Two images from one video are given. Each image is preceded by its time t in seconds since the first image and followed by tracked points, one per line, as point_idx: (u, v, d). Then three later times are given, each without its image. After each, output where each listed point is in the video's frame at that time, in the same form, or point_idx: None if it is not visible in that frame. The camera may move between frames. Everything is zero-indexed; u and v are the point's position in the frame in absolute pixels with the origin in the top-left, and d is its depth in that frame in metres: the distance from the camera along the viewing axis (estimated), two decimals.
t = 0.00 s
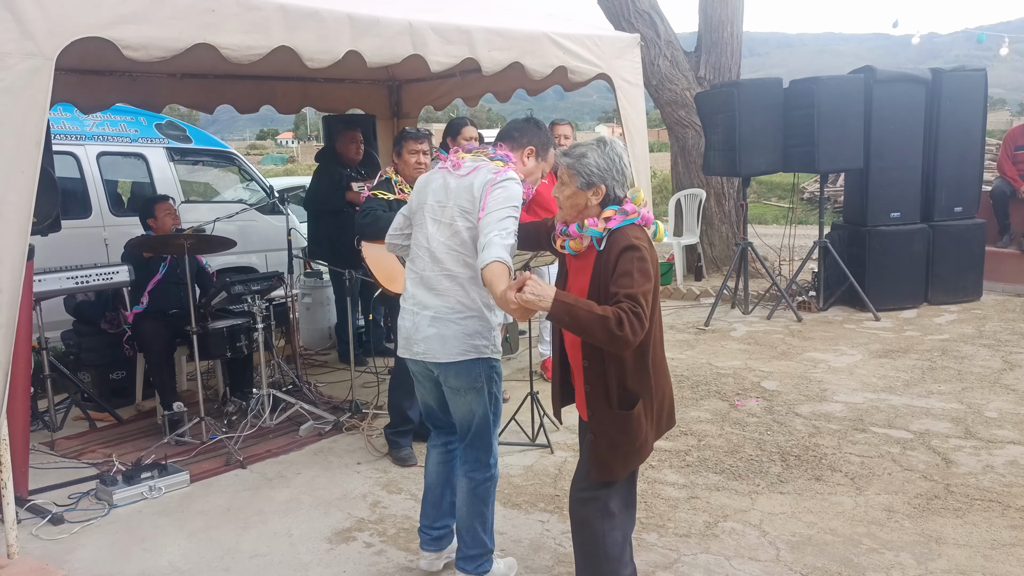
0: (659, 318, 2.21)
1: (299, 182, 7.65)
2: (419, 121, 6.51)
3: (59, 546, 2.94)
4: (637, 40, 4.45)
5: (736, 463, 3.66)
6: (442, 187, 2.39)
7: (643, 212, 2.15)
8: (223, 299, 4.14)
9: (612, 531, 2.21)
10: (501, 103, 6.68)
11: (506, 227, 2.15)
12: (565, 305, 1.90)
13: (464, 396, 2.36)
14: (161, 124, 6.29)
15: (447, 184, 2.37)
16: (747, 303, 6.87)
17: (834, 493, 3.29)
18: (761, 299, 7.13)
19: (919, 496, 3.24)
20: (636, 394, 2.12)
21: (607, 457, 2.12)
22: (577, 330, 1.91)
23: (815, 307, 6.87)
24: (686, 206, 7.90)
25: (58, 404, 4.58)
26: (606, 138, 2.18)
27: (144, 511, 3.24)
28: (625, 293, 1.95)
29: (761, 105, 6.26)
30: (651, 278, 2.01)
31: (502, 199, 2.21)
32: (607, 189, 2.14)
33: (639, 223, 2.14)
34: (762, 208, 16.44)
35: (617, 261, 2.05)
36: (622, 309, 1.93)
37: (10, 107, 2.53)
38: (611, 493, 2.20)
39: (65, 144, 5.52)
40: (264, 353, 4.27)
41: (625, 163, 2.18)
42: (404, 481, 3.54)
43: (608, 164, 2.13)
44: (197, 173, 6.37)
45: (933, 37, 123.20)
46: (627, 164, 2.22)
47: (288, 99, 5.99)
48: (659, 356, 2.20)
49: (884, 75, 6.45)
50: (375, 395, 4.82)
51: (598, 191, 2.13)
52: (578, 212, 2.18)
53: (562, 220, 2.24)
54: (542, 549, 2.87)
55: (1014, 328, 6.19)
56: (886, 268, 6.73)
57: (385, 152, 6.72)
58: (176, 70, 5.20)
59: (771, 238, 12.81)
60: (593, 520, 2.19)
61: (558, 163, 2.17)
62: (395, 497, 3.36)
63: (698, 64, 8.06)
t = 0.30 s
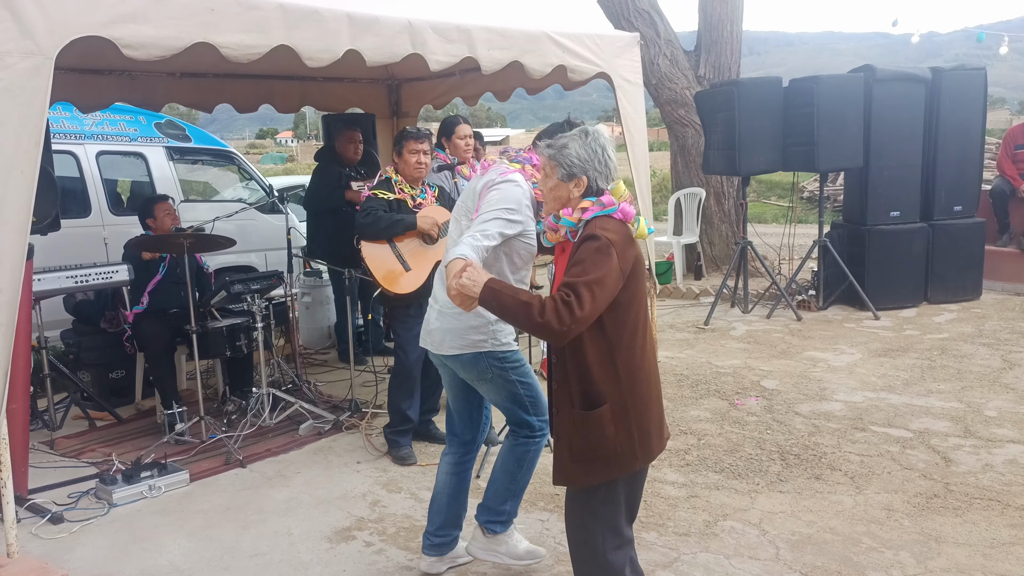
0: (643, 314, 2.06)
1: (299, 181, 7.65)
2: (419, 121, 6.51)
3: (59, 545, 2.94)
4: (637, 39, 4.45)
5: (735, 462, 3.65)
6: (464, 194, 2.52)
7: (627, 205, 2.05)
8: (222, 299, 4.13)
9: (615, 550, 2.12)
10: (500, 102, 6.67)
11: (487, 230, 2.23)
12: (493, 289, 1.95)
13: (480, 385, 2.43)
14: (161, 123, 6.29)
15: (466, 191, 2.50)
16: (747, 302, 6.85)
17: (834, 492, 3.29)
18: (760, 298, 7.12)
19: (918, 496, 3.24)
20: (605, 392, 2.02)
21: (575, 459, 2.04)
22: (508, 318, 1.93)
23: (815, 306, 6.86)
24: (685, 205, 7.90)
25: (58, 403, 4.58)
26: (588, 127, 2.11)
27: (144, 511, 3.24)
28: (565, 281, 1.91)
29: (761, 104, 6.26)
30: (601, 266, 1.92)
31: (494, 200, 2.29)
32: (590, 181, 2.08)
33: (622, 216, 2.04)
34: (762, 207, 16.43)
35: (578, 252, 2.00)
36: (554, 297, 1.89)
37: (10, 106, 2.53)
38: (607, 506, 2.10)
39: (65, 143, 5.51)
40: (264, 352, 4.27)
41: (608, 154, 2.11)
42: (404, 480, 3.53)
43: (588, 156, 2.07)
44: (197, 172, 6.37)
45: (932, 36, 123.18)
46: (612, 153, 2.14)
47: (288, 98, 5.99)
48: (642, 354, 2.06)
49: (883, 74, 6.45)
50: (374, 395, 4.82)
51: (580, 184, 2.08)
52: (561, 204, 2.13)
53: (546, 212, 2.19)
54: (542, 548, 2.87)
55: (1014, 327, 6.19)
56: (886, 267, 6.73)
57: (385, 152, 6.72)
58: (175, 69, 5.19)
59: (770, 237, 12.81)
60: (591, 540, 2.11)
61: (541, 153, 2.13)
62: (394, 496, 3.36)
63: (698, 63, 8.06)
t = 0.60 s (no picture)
0: (609, 316, 2.02)
1: (298, 181, 7.65)
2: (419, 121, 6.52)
3: (58, 546, 2.94)
4: (637, 39, 4.45)
5: (735, 462, 3.65)
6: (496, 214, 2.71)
7: (592, 205, 1.98)
8: (221, 299, 4.13)
9: (607, 553, 2.12)
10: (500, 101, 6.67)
11: (489, 232, 2.35)
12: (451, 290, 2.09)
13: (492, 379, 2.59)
14: (160, 123, 6.29)
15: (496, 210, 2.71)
16: (746, 302, 6.84)
17: (833, 492, 3.29)
18: (760, 298, 7.12)
19: (918, 496, 3.24)
20: (560, 394, 2.02)
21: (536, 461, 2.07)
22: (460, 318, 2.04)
23: (814, 306, 6.86)
24: (685, 205, 7.90)
25: (58, 403, 4.58)
26: (564, 126, 2.11)
27: (143, 511, 3.23)
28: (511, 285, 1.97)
29: (761, 104, 6.26)
30: (545, 270, 1.93)
31: (504, 205, 2.46)
32: (559, 180, 2.07)
33: (586, 216, 1.99)
34: (761, 207, 16.44)
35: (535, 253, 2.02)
36: (496, 304, 1.98)
37: (9, 106, 2.53)
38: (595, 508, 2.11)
39: (64, 143, 5.51)
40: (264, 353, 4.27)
41: (582, 153, 2.08)
42: (404, 480, 3.53)
43: (557, 154, 2.06)
44: (196, 173, 6.37)
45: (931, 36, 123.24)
46: (589, 153, 2.11)
47: (288, 98, 5.99)
48: (606, 358, 2.02)
49: (883, 74, 6.45)
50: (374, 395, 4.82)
51: (549, 183, 2.08)
52: (536, 202, 2.13)
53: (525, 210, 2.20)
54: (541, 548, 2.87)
55: (1013, 327, 6.19)
56: (886, 267, 6.73)
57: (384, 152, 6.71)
58: (175, 69, 5.19)
59: (770, 237, 12.81)
60: (588, 543, 2.12)
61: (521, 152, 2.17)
62: (394, 496, 3.36)
63: (698, 63, 8.06)
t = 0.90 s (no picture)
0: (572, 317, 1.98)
1: (298, 181, 7.65)
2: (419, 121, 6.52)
3: (58, 546, 2.94)
4: (637, 39, 4.46)
5: (735, 463, 3.65)
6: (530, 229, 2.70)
7: (557, 207, 1.95)
8: (221, 299, 4.13)
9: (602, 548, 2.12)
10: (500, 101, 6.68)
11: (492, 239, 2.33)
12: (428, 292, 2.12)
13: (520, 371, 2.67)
14: (160, 123, 6.29)
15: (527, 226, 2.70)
16: (746, 302, 6.85)
17: (834, 492, 3.29)
18: (760, 298, 7.12)
19: (918, 496, 3.24)
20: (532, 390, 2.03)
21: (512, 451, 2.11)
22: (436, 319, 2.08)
23: (814, 306, 6.87)
24: (685, 205, 7.89)
25: (58, 404, 4.58)
26: (543, 130, 2.12)
27: (143, 512, 3.23)
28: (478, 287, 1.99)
29: (761, 105, 6.27)
30: (503, 272, 1.93)
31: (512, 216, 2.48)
32: (533, 182, 2.06)
33: (551, 218, 1.96)
34: (762, 208, 16.44)
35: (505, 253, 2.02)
36: (467, 305, 2.00)
37: (9, 106, 2.53)
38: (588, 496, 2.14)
39: (64, 144, 5.51)
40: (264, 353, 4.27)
41: (555, 156, 2.07)
42: (404, 481, 3.53)
43: (531, 157, 2.08)
44: (196, 173, 6.37)
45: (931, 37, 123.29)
46: (565, 157, 2.08)
47: (288, 98, 5.99)
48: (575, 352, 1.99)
49: (883, 74, 6.46)
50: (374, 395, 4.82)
51: (522, 186, 2.08)
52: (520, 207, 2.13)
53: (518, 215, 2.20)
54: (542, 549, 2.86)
55: (1013, 327, 6.19)
56: (886, 268, 6.73)
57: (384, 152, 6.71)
58: (175, 70, 5.19)
59: (770, 237, 12.82)
60: (544, 537, 2.11)
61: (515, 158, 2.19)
62: (394, 497, 3.36)
63: (698, 64, 8.06)
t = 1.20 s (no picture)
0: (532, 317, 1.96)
1: (298, 181, 7.65)
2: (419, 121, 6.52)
3: (58, 546, 2.94)
4: (636, 39, 4.45)
5: (735, 463, 3.65)
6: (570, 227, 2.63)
7: (533, 206, 1.93)
8: (221, 299, 4.13)
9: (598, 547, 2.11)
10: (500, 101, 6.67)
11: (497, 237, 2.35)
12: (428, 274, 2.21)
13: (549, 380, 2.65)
14: (160, 123, 6.29)
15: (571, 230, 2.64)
16: (746, 302, 6.85)
17: (833, 492, 3.29)
18: (760, 298, 7.12)
19: (918, 496, 3.24)
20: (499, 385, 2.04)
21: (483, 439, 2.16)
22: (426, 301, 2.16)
23: (814, 306, 6.86)
24: (685, 205, 7.87)
25: (57, 404, 4.58)
26: (534, 129, 2.14)
27: (143, 512, 3.23)
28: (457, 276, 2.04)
29: (761, 104, 6.27)
30: (473, 265, 1.97)
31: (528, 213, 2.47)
32: (521, 181, 2.08)
33: (527, 216, 1.94)
34: (762, 208, 16.44)
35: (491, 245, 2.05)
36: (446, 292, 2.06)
37: (9, 107, 2.53)
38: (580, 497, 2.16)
39: (64, 144, 5.51)
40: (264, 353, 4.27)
41: (541, 153, 2.08)
42: (404, 481, 3.53)
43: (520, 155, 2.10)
44: (196, 173, 6.37)
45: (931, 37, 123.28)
46: (554, 154, 2.08)
47: (287, 98, 5.99)
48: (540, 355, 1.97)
49: (883, 74, 6.46)
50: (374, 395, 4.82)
51: (516, 183, 2.11)
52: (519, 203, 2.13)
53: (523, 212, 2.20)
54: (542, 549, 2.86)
55: (1013, 327, 6.18)
56: (886, 268, 6.73)
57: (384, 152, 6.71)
58: (175, 70, 5.19)
59: (769, 237, 12.82)
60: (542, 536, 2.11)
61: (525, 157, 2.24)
62: (394, 497, 3.36)
63: (698, 64, 8.06)
